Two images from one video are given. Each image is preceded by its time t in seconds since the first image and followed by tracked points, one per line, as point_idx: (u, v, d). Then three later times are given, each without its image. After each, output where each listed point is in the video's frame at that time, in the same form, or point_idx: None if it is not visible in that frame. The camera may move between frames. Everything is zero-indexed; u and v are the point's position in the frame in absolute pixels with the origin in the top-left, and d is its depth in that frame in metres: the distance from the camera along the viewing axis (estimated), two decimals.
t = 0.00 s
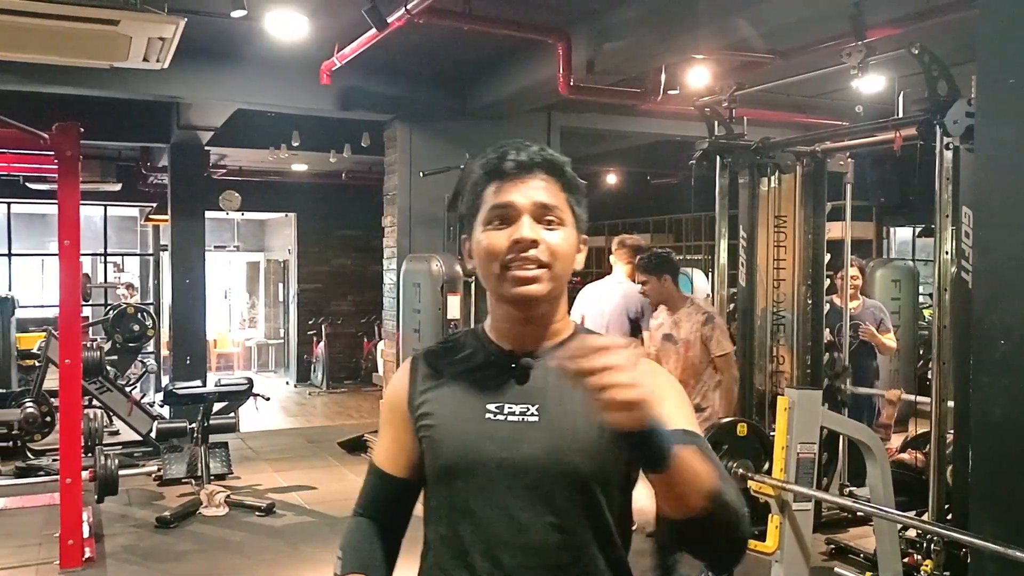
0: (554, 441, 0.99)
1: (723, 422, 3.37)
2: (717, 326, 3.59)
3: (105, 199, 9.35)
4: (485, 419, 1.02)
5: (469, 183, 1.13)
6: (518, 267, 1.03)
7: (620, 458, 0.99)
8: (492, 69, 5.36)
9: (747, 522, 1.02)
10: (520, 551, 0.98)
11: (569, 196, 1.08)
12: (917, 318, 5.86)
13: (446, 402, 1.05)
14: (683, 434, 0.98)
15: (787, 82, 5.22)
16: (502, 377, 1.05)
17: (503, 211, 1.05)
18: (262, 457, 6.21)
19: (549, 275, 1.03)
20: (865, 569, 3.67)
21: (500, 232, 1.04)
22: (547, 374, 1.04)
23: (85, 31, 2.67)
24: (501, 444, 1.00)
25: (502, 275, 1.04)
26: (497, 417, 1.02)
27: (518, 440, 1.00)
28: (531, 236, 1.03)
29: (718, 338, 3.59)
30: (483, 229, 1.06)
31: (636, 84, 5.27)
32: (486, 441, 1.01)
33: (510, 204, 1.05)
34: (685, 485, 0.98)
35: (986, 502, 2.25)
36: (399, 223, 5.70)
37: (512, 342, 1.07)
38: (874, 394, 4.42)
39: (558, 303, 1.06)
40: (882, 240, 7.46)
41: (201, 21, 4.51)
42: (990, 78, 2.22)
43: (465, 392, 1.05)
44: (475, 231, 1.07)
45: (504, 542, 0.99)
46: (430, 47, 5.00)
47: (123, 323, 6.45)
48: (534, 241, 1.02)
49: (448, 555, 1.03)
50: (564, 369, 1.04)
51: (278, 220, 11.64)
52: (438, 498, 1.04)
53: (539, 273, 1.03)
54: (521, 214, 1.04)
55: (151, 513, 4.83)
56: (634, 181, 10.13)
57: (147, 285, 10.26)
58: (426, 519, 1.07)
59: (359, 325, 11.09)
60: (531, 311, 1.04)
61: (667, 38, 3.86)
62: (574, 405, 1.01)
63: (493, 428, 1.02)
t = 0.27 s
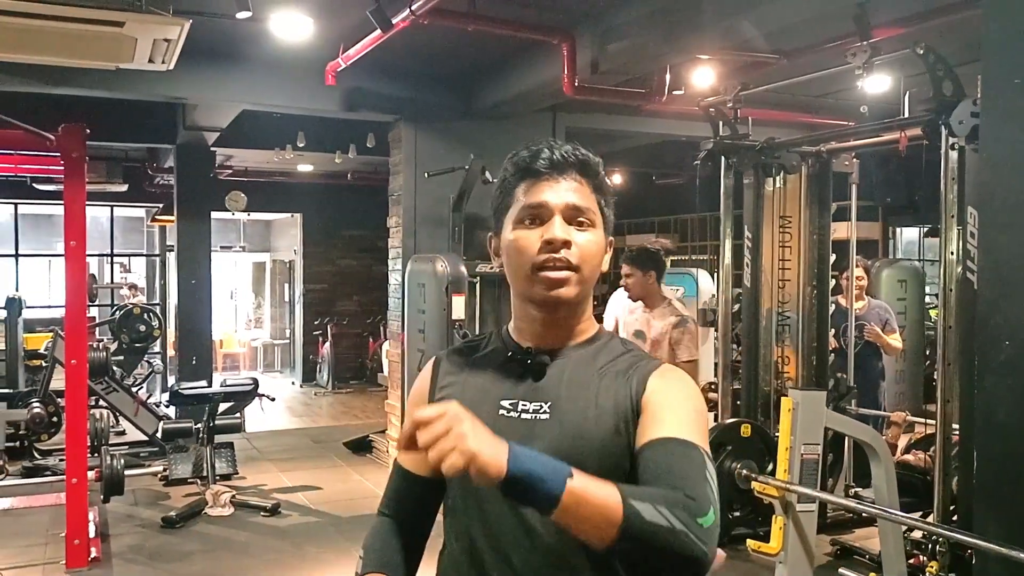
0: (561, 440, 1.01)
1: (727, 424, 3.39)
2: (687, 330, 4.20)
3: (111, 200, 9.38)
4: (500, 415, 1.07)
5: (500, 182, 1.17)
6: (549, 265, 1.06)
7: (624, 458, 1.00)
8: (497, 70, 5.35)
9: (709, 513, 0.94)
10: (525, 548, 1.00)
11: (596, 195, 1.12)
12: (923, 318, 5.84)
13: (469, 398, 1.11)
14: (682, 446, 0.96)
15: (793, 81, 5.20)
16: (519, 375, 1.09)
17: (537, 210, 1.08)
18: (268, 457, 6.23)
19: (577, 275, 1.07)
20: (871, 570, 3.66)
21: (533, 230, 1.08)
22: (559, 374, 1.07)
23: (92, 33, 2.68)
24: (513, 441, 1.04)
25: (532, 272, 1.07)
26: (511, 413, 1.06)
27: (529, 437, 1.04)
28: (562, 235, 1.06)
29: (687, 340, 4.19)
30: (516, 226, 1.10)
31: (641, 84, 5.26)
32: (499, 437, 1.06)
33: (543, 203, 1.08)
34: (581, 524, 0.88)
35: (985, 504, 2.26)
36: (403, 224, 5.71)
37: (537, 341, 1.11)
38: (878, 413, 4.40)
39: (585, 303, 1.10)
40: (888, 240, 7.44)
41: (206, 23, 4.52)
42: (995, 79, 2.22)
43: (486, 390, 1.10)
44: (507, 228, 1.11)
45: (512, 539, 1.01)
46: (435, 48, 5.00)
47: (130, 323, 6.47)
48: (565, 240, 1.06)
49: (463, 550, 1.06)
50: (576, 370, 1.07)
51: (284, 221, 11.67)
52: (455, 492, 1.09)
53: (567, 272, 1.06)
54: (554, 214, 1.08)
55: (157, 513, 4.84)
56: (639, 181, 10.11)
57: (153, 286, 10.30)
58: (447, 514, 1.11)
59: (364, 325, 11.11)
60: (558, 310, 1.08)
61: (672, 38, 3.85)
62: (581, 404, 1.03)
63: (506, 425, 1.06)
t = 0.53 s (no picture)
0: (569, 443, 0.98)
1: (729, 425, 3.39)
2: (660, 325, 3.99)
3: (116, 200, 9.41)
4: (502, 416, 1.02)
5: (492, 187, 1.14)
6: (545, 273, 1.05)
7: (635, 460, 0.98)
8: (501, 70, 5.36)
9: (747, 517, 0.96)
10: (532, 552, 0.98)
11: (593, 198, 1.10)
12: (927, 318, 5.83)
13: (465, 396, 1.05)
14: (693, 447, 0.97)
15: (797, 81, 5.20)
16: (520, 374, 1.05)
17: (531, 217, 1.07)
18: (272, 457, 6.23)
19: (574, 283, 1.05)
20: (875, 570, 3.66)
21: (527, 238, 1.06)
22: (563, 373, 1.03)
23: (95, 33, 2.68)
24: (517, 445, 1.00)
25: (529, 281, 1.05)
26: (513, 414, 1.01)
27: (534, 439, 0.99)
28: (557, 242, 1.05)
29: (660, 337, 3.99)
30: (510, 234, 1.08)
31: (644, 84, 5.26)
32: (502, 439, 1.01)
33: (538, 210, 1.07)
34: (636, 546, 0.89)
35: (983, 507, 2.27)
36: (407, 224, 5.71)
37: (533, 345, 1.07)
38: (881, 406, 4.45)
39: (584, 309, 1.07)
40: (893, 240, 7.43)
41: (210, 24, 4.54)
42: (999, 78, 2.21)
43: (483, 389, 1.04)
44: (501, 236, 1.09)
45: (519, 544, 0.98)
46: (437, 48, 5.01)
47: (134, 323, 6.48)
48: (560, 247, 1.04)
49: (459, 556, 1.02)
50: (581, 369, 1.03)
51: (288, 221, 11.68)
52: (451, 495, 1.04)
53: (564, 280, 1.04)
54: (548, 220, 1.06)
55: (162, 512, 4.85)
56: (643, 181, 10.11)
57: (157, 286, 10.32)
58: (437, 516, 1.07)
59: (369, 325, 11.12)
60: (556, 317, 1.06)
61: (676, 37, 3.85)
62: (589, 405, 1.00)
63: (509, 426, 1.01)
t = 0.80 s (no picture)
0: (566, 444, 0.98)
1: (728, 424, 3.39)
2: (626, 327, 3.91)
3: (120, 201, 9.43)
4: (493, 420, 0.98)
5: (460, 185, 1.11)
6: (514, 280, 1.02)
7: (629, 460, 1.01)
8: (503, 70, 5.36)
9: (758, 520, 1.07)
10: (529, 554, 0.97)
11: (567, 203, 1.07)
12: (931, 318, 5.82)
13: (449, 399, 0.99)
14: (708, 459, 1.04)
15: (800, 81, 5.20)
16: (506, 377, 1.02)
17: (500, 222, 1.04)
18: (275, 457, 6.24)
19: (545, 289, 1.03)
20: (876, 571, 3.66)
21: (497, 243, 1.04)
22: (550, 373, 1.02)
23: (99, 34, 2.70)
24: (512, 448, 0.97)
25: (499, 287, 1.03)
26: (504, 417, 0.99)
27: (531, 441, 0.98)
28: (527, 249, 1.02)
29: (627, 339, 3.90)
30: (478, 238, 1.05)
31: (646, 84, 5.26)
32: (495, 443, 0.97)
33: (507, 214, 1.04)
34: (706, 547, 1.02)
35: (983, 506, 2.28)
36: (410, 224, 5.72)
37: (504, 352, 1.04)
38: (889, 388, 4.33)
39: (556, 314, 1.05)
40: (896, 240, 7.42)
41: (214, 24, 4.55)
42: (1001, 78, 2.21)
43: (469, 394, 0.99)
44: (469, 238, 1.06)
45: (517, 552, 0.97)
46: (441, 49, 5.01)
47: (137, 323, 6.49)
48: (529, 254, 1.02)
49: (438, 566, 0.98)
50: (567, 370, 1.03)
51: (291, 221, 11.70)
52: (430, 506, 0.97)
53: (536, 287, 1.03)
54: (518, 225, 1.03)
55: (165, 512, 4.86)
56: (646, 181, 10.11)
57: (161, 286, 10.35)
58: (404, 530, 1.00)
59: (372, 325, 11.13)
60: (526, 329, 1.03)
61: (677, 38, 3.86)
62: (584, 406, 1.00)
63: (502, 430, 0.98)
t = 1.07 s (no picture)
0: (564, 445, 1.07)
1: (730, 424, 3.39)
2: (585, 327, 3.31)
3: (124, 201, 9.45)
4: (491, 423, 1.06)
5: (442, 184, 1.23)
6: (492, 268, 1.14)
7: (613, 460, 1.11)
8: (506, 70, 5.35)
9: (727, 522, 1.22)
10: (528, 553, 1.04)
11: (541, 191, 1.20)
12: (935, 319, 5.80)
13: (447, 404, 1.07)
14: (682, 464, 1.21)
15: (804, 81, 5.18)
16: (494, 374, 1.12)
17: (477, 213, 1.16)
18: (278, 457, 6.25)
19: (521, 276, 1.14)
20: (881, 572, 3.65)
21: (474, 234, 1.16)
22: (540, 379, 1.13)
23: (102, 35, 2.70)
24: (510, 449, 1.05)
25: (477, 275, 1.14)
26: (501, 420, 1.07)
27: (528, 444, 1.06)
28: (503, 237, 1.14)
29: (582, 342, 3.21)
30: (457, 231, 1.17)
31: (650, 84, 5.24)
32: (493, 446, 1.05)
33: (483, 204, 1.16)
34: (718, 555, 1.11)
35: (985, 506, 2.28)
36: (413, 224, 5.72)
37: (488, 340, 1.16)
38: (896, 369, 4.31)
39: (534, 300, 1.17)
40: (901, 241, 7.39)
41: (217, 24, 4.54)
42: (1004, 78, 2.21)
43: (466, 397, 1.08)
44: (450, 231, 1.18)
45: (514, 553, 1.03)
46: (444, 49, 5.00)
47: (141, 323, 6.50)
48: (506, 242, 1.14)
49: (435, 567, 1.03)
50: (555, 375, 1.14)
51: (294, 221, 11.71)
52: (429, 507, 1.03)
53: (512, 274, 1.14)
54: (494, 215, 1.15)
55: (169, 512, 4.87)
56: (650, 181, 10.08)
57: (165, 287, 10.36)
58: (401, 532, 1.05)
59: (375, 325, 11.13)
60: (506, 312, 1.15)
61: (681, 38, 3.85)
62: (574, 410, 1.10)
63: (500, 433, 1.06)
